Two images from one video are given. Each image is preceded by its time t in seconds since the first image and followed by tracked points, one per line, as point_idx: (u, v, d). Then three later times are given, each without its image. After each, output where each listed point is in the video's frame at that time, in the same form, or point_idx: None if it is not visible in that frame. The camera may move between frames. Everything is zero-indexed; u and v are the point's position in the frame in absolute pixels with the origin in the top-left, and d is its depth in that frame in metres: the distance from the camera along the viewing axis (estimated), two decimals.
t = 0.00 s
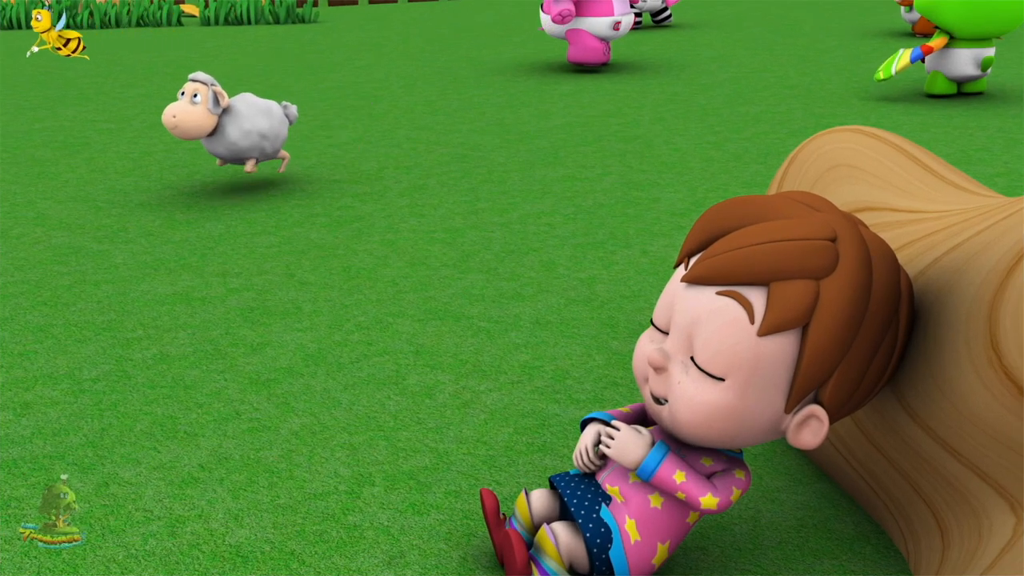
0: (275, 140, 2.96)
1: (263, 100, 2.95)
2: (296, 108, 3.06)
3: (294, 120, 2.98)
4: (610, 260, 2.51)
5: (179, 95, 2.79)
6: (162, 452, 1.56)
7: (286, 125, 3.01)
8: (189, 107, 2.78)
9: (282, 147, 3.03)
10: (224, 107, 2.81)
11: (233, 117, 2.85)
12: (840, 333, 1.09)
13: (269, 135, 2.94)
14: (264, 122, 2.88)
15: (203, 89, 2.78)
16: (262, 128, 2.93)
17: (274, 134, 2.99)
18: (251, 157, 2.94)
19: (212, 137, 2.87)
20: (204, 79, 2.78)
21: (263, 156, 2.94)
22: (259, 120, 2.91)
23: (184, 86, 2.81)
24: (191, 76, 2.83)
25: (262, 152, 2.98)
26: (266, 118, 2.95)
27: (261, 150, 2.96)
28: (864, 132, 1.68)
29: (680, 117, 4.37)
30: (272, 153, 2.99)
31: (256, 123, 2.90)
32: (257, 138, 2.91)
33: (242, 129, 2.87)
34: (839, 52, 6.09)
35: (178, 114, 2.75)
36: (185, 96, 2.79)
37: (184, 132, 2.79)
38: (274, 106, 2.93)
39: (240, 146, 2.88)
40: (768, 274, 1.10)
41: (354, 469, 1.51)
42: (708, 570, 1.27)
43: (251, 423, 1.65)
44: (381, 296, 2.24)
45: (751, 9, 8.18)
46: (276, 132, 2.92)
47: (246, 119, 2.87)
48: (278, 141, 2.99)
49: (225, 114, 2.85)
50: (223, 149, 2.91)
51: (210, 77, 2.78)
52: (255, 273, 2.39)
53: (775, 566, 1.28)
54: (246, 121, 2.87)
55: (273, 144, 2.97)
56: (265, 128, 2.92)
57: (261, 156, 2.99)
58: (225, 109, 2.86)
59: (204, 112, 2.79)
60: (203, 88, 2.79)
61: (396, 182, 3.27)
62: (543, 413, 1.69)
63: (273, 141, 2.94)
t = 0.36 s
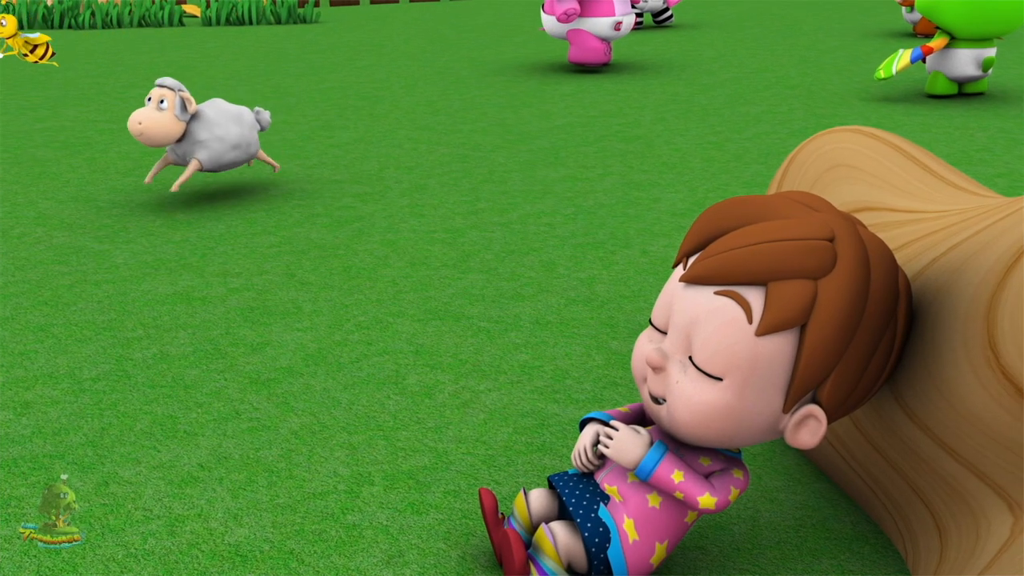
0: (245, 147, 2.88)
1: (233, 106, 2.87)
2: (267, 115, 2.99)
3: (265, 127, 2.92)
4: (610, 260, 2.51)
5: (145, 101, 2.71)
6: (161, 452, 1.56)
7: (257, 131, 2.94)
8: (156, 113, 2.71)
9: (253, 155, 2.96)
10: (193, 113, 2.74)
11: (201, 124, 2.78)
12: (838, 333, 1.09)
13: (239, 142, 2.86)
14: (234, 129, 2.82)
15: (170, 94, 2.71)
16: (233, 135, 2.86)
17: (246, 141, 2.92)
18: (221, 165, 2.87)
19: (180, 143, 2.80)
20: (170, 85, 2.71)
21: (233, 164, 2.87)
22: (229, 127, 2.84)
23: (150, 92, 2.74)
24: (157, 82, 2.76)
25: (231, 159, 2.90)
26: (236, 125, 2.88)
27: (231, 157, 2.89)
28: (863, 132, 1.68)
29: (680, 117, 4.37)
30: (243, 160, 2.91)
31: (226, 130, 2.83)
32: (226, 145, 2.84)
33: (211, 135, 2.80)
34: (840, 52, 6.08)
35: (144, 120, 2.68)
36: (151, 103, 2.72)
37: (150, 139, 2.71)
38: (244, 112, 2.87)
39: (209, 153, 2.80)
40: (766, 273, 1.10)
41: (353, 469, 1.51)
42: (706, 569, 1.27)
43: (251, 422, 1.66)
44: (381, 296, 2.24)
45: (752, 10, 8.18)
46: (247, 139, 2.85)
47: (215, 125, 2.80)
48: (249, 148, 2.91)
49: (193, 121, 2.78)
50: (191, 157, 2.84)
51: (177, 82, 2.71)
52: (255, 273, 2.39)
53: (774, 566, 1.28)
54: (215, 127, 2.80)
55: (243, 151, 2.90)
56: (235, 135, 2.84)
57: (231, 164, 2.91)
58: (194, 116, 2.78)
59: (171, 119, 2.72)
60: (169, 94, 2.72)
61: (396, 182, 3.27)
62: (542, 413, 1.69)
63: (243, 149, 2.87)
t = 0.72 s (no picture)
0: (213, 157, 2.74)
1: (201, 113, 2.73)
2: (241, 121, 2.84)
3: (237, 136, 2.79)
4: (610, 261, 2.52)
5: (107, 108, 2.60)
6: (160, 448, 1.58)
7: (228, 139, 2.79)
8: (118, 121, 2.60)
9: (224, 163, 2.82)
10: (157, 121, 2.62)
11: (166, 132, 2.66)
12: (824, 332, 1.10)
13: (206, 152, 2.72)
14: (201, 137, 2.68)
15: (133, 102, 2.59)
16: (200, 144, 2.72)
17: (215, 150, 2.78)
18: (187, 175, 2.74)
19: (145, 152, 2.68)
20: (134, 91, 2.59)
21: (200, 174, 2.74)
22: (195, 135, 2.70)
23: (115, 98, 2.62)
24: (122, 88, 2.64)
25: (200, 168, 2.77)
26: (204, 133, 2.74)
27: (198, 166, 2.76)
28: (859, 133, 1.68)
29: (685, 119, 4.38)
30: (212, 170, 2.78)
31: (192, 138, 2.69)
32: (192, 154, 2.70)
33: (175, 145, 2.67)
34: (848, 55, 6.08)
35: (105, 129, 2.57)
36: (114, 110, 2.60)
37: (112, 148, 2.60)
38: (213, 121, 2.73)
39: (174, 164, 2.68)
40: (753, 272, 1.11)
41: (349, 466, 1.53)
42: (696, 566, 1.28)
43: (249, 420, 1.67)
44: (382, 295, 2.26)
45: (760, 12, 8.18)
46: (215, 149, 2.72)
47: (179, 135, 2.66)
48: (217, 158, 2.77)
49: (157, 129, 2.65)
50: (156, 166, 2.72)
51: (142, 89, 2.59)
52: (258, 272, 2.41)
53: (763, 564, 1.28)
54: (179, 136, 2.67)
55: (211, 160, 2.76)
56: (201, 144, 2.70)
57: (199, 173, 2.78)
58: (159, 123, 2.66)
59: (134, 127, 2.60)
60: (133, 101, 2.61)
61: (401, 183, 3.29)
62: (538, 412, 1.70)
63: (210, 159, 2.74)
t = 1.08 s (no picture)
0: (179, 165, 2.73)
1: (167, 121, 2.72)
2: (209, 129, 2.82)
3: (204, 144, 2.77)
4: (612, 262, 2.54)
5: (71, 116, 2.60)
6: (158, 441, 1.61)
7: (195, 147, 2.77)
8: (81, 129, 2.59)
9: (193, 172, 2.80)
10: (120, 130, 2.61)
11: (129, 142, 2.65)
12: (801, 330, 1.11)
13: (171, 160, 2.71)
14: (165, 146, 2.67)
15: (95, 110, 2.58)
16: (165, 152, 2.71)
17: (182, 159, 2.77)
18: (153, 184, 2.73)
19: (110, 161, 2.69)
20: (96, 99, 2.58)
21: (166, 183, 2.73)
22: (160, 144, 2.69)
23: (78, 106, 2.61)
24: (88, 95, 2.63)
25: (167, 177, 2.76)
26: (171, 141, 2.73)
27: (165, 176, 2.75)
28: (850, 135, 1.70)
29: (695, 122, 4.39)
30: (179, 178, 2.76)
31: (156, 147, 2.68)
32: (157, 163, 2.69)
33: (138, 155, 2.66)
34: (861, 60, 6.07)
35: (66, 139, 2.57)
36: (77, 118, 2.60)
37: (74, 157, 2.60)
38: (179, 129, 2.72)
39: (138, 173, 2.67)
40: (733, 270, 1.13)
41: (342, 460, 1.55)
42: (679, 561, 1.29)
43: (247, 414, 1.70)
44: (383, 294, 2.29)
45: (775, 16, 8.17)
46: (180, 158, 2.70)
47: (142, 144, 2.65)
48: (184, 167, 2.76)
49: (120, 138, 2.65)
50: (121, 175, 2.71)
51: (104, 97, 2.58)
52: (263, 271, 2.44)
53: (745, 560, 1.30)
54: (143, 145, 2.66)
55: (178, 169, 2.75)
56: (166, 153, 2.69)
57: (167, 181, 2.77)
58: (124, 132, 2.65)
59: (97, 136, 2.60)
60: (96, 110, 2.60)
61: (407, 185, 3.31)
62: (531, 409, 1.73)
63: (176, 168, 2.72)
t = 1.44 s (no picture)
0: (185, 167, 2.84)
1: (174, 124, 2.83)
2: (216, 132, 2.94)
3: (211, 146, 2.89)
4: (613, 263, 2.57)
5: (79, 119, 2.70)
6: (156, 432, 1.65)
7: (201, 149, 2.89)
8: (89, 131, 2.70)
9: (199, 173, 2.92)
10: (127, 132, 2.72)
11: (137, 143, 2.76)
12: (770, 326, 1.13)
13: (178, 162, 2.82)
14: (172, 148, 2.79)
15: (103, 112, 2.69)
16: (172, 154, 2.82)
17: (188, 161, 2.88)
18: (160, 186, 2.84)
19: (117, 162, 2.79)
20: (105, 102, 2.69)
21: (172, 183, 2.84)
22: (166, 146, 2.80)
23: (87, 109, 2.73)
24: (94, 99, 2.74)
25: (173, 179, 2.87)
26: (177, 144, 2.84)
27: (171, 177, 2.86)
28: (842, 138, 1.72)
29: (706, 127, 4.40)
30: (185, 179, 2.87)
31: (163, 149, 2.79)
32: (164, 164, 2.80)
33: (145, 156, 2.77)
34: (879, 66, 6.06)
35: (75, 140, 2.67)
36: (85, 120, 2.71)
37: (82, 158, 2.70)
38: (186, 131, 2.83)
39: (145, 174, 2.78)
40: (705, 267, 1.15)
41: (333, 452, 1.59)
42: (656, 553, 1.31)
43: (244, 407, 1.74)
44: (385, 293, 2.33)
45: (795, 22, 8.16)
46: (187, 159, 2.82)
47: (150, 146, 2.77)
48: (191, 168, 2.87)
49: (128, 139, 2.76)
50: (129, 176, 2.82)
51: (112, 100, 2.70)
52: (269, 269, 2.49)
53: (721, 553, 1.32)
54: (150, 147, 2.77)
55: (184, 170, 2.86)
56: (173, 155, 2.80)
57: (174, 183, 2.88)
58: (131, 134, 2.76)
59: (105, 138, 2.70)
60: (104, 112, 2.71)
61: (417, 187, 3.35)
62: (522, 405, 1.75)
63: (183, 169, 2.84)
